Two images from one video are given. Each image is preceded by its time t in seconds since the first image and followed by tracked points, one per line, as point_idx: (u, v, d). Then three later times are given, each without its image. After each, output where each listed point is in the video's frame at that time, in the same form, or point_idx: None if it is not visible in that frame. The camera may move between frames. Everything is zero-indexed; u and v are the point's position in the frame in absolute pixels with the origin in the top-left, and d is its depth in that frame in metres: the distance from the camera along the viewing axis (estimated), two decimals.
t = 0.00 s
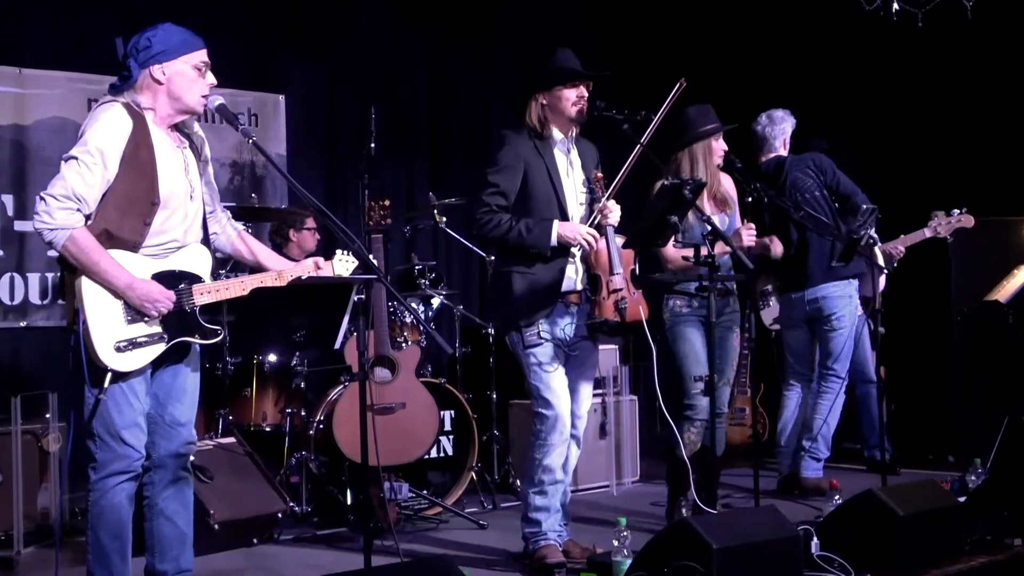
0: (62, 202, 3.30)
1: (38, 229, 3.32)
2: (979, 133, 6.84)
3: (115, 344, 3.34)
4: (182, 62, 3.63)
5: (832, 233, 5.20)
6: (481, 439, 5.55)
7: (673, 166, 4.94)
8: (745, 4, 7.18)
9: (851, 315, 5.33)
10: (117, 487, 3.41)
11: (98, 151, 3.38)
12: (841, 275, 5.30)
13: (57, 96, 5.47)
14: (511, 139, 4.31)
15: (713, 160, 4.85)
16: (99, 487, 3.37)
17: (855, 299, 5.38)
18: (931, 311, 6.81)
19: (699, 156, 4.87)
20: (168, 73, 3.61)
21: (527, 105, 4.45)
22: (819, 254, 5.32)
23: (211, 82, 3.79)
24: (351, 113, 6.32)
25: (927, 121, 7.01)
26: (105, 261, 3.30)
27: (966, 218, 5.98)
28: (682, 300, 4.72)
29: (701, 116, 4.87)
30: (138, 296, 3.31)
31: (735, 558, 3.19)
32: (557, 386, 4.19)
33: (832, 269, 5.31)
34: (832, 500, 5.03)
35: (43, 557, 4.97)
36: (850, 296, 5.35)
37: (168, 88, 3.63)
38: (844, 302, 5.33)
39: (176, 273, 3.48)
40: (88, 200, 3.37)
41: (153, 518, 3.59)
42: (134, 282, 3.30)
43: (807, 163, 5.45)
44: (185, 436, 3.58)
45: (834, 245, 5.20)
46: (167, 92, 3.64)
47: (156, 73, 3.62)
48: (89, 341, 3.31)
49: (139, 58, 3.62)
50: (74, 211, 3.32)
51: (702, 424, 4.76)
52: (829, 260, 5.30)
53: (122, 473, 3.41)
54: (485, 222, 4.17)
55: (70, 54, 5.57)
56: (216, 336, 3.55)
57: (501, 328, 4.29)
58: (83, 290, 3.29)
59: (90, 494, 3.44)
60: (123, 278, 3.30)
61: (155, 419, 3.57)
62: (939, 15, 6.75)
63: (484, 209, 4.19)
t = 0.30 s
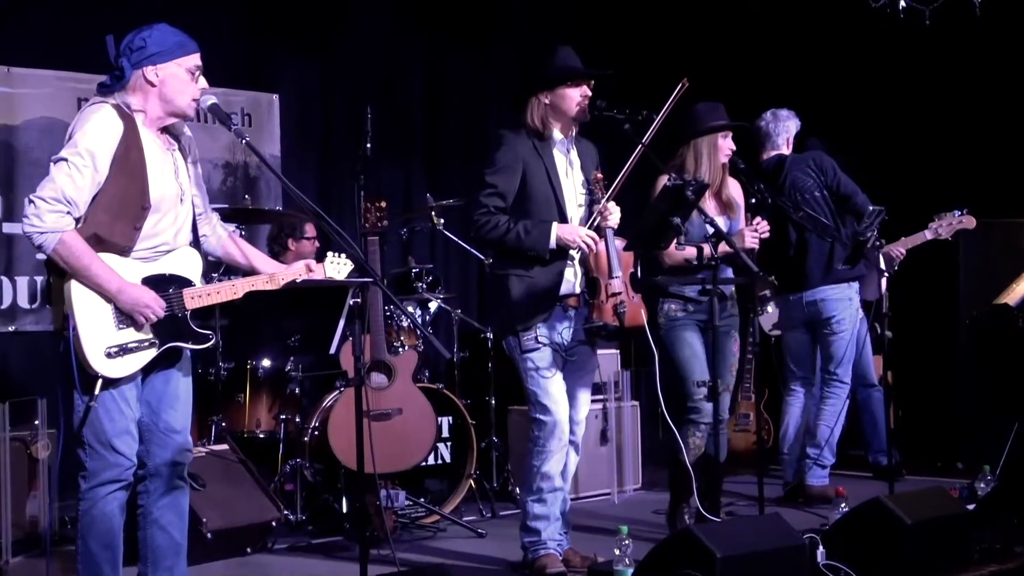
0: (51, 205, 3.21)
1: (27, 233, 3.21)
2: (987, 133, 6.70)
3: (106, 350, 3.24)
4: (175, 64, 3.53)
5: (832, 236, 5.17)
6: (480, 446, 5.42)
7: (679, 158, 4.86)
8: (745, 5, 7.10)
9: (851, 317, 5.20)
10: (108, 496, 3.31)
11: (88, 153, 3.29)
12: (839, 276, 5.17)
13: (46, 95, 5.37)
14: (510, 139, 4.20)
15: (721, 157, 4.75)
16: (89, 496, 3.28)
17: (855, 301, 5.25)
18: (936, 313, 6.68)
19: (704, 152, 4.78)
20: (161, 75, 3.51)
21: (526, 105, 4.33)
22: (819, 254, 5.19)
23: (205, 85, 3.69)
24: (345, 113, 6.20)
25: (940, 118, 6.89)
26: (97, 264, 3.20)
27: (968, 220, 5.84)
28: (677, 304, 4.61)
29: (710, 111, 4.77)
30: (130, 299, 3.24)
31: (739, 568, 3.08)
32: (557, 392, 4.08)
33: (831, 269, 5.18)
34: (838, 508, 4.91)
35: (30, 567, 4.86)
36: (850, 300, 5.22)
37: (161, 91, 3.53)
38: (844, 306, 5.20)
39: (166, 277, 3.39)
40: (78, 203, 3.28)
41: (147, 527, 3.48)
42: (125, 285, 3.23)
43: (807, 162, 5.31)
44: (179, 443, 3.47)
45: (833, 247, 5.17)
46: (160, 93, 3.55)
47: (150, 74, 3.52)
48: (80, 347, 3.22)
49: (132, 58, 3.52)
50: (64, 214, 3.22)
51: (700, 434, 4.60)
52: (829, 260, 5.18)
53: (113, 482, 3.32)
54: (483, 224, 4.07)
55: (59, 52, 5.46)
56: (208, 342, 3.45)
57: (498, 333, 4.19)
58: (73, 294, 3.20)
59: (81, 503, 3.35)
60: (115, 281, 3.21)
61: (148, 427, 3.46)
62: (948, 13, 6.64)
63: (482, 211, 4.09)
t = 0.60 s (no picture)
0: (34, 207, 3.08)
1: (6, 236, 3.08)
2: (992, 136, 6.62)
3: (88, 357, 3.13)
4: (161, 63, 3.42)
5: (829, 238, 5.05)
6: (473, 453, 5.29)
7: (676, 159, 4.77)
8: (745, 5, 6.96)
9: (846, 321, 5.04)
10: (91, 506, 3.20)
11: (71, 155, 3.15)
12: (834, 280, 5.03)
13: (29, 95, 5.25)
14: (503, 139, 4.08)
15: (714, 158, 4.66)
16: (71, 506, 3.17)
17: (850, 306, 5.09)
18: (939, 318, 6.58)
19: (696, 153, 4.68)
20: (147, 75, 3.40)
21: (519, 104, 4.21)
22: (815, 260, 5.06)
23: (191, 84, 3.58)
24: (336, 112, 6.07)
25: (942, 119, 6.78)
26: (79, 268, 3.10)
27: (974, 223, 5.72)
28: (672, 312, 4.47)
29: (709, 112, 4.67)
30: (110, 308, 3.11)
31: None
32: (552, 400, 3.96)
33: (826, 272, 5.04)
34: (841, 517, 4.79)
35: None
36: (843, 303, 5.06)
37: (146, 90, 3.42)
38: (837, 310, 5.04)
39: (150, 281, 3.28)
40: (60, 206, 3.14)
41: (130, 538, 3.37)
42: (106, 294, 3.12)
43: (808, 161, 5.13)
44: (163, 452, 3.36)
45: (829, 251, 5.04)
46: (146, 93, 3.44)
47: (135, 73, 3.40)
48: (61, 351, 3.11)
49: (117, 55, 3.41)
50: (46, 218, 3.10)
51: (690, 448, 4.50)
52: (823, 264, 5.04)
53: (97, 491, 3.21)
54: (476, 227, 3.95)
55: (42, 51, 5.34)
56: (192, 348, 3.33)
57: (492, 338, 4.07)
58: (55, 300, 3.08)
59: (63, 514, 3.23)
60: (97, 288, 3.10)
61: (130, 436, 3.33)
62: (952, 13, 6.51)
63: (475, 214, 3.97)
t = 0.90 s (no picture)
0: (18, 207, 3.02)
1: None
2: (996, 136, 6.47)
3: (77, 362, 3.05)
4: (149, 64, 3.35)
5: (826, 242, 4.92)
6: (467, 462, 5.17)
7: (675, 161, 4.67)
8: (745, 4, 6.90)
9: (843, 325, 4.89)
10: (79, 516, 3.12)
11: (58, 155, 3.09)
12: (831, 283, 4.88)
13: (14, 96, 5.15)
14: (498, 139, 3.98)
15: (709, 159, 4.54)
16: (58, 517, 3.09)
17: (848, 309, 4.93)
18: (943, 323, 6.44)
19: (690, 157, 4.57)
20: (135, 75, 3.33)
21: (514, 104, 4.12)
22: (811, 264, 4.93)
23: (179, 86, 3.51)
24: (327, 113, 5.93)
25: (944, 121, 6.68)
26: (65, 269, 3.02)
27: (983, 223, 5.62)
28: (672, 314, 4.37)
29: (701, 115, 4.57)
30: (100, 306, 3.05)
31: None
32: (548, 407, 3.86)
33: (822, 274, 4.90)
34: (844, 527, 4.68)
35: None
36: (840, 308, 4.91)
37: (134, 91, 3.34)
38: (834, 314, 4.90)
39: (140, 285, 3.21)
40: (46, 206, 3.08)
41: (118, 550, 3.30)
42: (95, 291, 3.05)
43: (808, 163, 4.96)
44: (153, 460, 3.29)
45: (825, 255, 4.90)
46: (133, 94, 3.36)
47: (123, 73, 3.33)
48: (49, 356, 3.04)
49: (105, 55, 3.33)
50: (31, 220, 3.03)
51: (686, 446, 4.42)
52: (818, 267, 4.91)
53: (85, 501, 3.13)
54: (472, 229, 3.84)
55: (25, 50, 5.24)
56: (182, 353, 3.28)
57: (487, 343, 3.96)
58: (41, 303, 3.02)
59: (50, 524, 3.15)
60: (84, 287, 3.04)
61: (120, 444, 3.27)
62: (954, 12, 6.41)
63: (472, 215, 3.86)
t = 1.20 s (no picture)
0: None
1: None
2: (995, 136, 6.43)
3: (62, 368, 2.99)
4: (134, 62, 3.25)
5: (812, 252, 4.80)
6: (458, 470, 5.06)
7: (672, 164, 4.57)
8: (743, 4, 6.60)
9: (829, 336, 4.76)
10: (65, 524, 3.02)
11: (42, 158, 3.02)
12: (819, 293, 4.72)
13: None
14: (490, 138, 3.87)
15: (709, 160, 4.44)
16: (44, 525, 3.00)
17: (836, 319, 4.80)
18: (943, 329, 6.33)
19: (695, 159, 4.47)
20: (119, 74, 3.23)
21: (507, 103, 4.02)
22: (796, 272, 4.80)
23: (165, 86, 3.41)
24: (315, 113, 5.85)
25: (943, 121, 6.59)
26: (48, 276, 2.94)
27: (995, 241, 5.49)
28: (676, 317, 4.29)
29: (696, 115, 4.48)
30: (83, 318, 2.97)
31: None
32: (540, 413, 3.76)
33: (808, 287, 4.75)
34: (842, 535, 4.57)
35: None
36: (828, 321, 4.78)
37: (119, 90, 3.25)
38: (822, 328, 4.77)
39: (127, 287, 3.14)
40: (29, 210, 3.00)
41: (101, 558, 3.24)
42: (78, 302, 2.96)
43: (803, 169, 4.82)
44: (138, 468, 3.22)
45: (810, 267, 4.76)
46: (117, 93, 3.26)
47: (107, 72, 3.23)
48: (34, 361, 2.98)
49: (88, 54, 3.23)
50: (13, 223, 2.95)
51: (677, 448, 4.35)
52: (804, 277, 4.77)
53: (71, 509, 3.04)
54: (461, 230, 3.75)
55: (2, 48, 5.10)
56: (172, 356, 3.17)
57: (476, 347, 3.87)
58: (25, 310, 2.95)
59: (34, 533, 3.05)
60: (67, 297, 2.95)
61: (105, 450, 3.20)
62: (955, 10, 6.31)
63: (460, 217, 3.76)
